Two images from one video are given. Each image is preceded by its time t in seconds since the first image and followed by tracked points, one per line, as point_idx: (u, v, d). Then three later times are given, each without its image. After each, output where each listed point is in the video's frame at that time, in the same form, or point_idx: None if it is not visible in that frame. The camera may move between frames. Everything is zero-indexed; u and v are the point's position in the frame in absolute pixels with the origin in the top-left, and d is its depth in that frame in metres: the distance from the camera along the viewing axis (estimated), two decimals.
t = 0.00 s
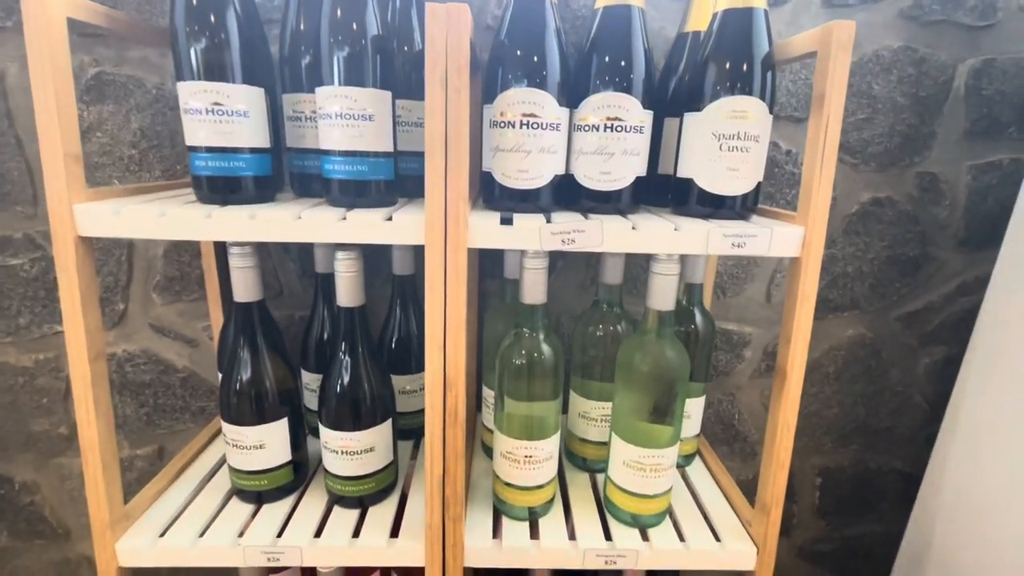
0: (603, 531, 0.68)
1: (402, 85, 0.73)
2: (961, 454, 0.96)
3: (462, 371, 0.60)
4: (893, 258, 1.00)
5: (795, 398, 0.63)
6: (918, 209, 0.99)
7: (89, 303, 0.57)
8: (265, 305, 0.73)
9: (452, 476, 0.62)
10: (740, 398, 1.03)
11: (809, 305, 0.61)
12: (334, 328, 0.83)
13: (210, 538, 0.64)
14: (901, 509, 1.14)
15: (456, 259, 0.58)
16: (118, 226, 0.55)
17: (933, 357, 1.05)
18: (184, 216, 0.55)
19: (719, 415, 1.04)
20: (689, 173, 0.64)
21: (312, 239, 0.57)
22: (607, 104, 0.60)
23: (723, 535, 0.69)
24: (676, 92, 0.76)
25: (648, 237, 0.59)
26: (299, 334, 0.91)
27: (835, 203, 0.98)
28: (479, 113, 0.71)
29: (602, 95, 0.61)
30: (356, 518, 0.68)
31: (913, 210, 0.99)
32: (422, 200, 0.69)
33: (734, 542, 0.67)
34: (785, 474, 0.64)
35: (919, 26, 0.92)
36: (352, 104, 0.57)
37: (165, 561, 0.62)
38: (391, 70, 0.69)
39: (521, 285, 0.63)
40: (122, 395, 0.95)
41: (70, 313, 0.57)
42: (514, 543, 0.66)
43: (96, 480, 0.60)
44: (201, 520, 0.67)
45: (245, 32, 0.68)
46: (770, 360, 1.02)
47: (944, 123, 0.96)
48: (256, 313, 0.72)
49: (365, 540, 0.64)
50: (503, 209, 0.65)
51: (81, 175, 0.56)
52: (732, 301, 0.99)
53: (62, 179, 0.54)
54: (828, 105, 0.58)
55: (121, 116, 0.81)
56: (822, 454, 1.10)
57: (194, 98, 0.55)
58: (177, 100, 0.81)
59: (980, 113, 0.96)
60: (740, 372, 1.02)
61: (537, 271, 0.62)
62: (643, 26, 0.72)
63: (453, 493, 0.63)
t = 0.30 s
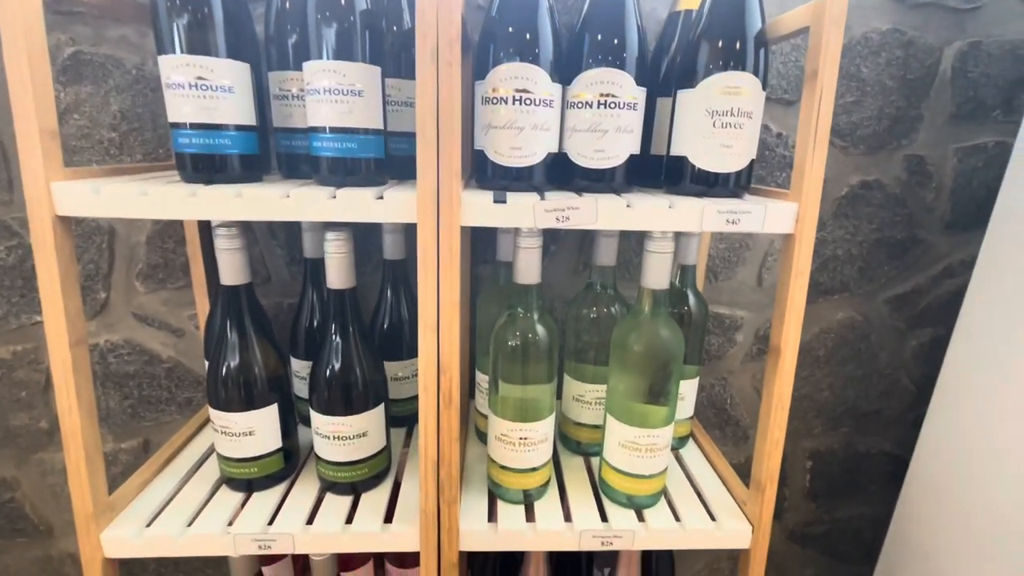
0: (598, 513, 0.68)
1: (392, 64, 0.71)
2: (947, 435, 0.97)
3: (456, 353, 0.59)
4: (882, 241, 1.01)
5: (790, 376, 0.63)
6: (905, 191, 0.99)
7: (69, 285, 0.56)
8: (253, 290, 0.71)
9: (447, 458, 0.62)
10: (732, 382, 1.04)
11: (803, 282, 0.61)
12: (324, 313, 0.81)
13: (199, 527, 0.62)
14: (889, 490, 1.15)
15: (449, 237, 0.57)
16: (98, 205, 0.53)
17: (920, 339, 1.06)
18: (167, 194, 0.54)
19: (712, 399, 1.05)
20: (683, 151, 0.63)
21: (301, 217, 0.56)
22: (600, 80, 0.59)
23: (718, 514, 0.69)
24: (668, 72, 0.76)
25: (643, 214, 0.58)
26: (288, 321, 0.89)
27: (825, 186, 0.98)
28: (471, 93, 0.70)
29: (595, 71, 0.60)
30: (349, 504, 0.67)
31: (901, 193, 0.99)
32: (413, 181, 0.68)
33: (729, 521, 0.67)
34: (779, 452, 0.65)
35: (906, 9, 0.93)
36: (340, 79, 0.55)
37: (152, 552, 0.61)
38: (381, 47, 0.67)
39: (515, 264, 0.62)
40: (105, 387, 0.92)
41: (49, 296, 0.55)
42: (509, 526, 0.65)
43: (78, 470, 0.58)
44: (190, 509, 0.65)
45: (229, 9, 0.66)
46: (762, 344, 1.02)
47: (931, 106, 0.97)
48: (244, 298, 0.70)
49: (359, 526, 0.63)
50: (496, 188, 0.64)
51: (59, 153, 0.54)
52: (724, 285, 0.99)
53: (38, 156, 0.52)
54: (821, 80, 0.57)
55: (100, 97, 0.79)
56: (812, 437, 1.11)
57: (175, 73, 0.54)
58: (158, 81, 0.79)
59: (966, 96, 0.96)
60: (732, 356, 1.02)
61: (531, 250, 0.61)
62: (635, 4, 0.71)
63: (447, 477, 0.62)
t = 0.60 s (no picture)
0: (598, 496, 0.67)
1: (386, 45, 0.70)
2: (938, 416, 0.98)
3: (455, 335, 0.59)
4: (873, 226, 1.01)
5: (787, 355, 0.63)
6: (896, 176, 1.00)
7: (54, 268, 0.54)
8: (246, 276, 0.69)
9: (447, 442, 0.61)
10: (727, 367, 1.04)
11: (801, 260, 0.61)
12: (318, 301, 0.80)
13: (193, 516, 0.61)
14: (880, 473, 1.17)
15: (447, 217, 0.56)
16: (85, 185, 0.52)
17: (911, 323, 1.07)
18: (157, 174, 0.52)
19: (706, 384, 1.05)
20: (680, 131, 0.63)
21: (296, 197, 0.54)
22: (598, 59, 0.59)
23: (716, 495, 0.69)
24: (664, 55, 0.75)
25: (642, 194, 0.58)
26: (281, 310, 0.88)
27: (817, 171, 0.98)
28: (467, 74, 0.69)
29: (592, 49, 0.59)
30: (346, 492, 0.66)
31: (892, 178, 1.00)
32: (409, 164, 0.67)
33: (727, 502, 0.67)
34: (776, 432, 0.65)
35: None
36: (335, 56, 0.54)
37: (145, 542, 0.59)
38: (375, 27, 0.66)
39: (513, 246, 0.61)
40: (92, 380, 0.90)
41: (34, 280, 0.53)
42: (509, 510, 0.65)
43: (67, 458, 0.57)
44: (183, 499, 0.64)
45: None
46: (756, 329, 1.02)
47: (921, 91, 0.97)
48: (237, 285, 0.68)
49: (357, 513, 0.63)
50: (493, 169, 0.62)
51: (43, 132, 0.52)
52: (718, 270, 0.99)
53: (21, 135, 0.50)
54: (818, 57, 0.57)
55: (82, 80, 0.77)
56: (805, 421, 1.12)
57: (163, 49, 0.52)
58: (144, 63, 0.78)
59: (955, 81, 0.97)
60: (726, 342, 1.02)
61: (529, 231, 0.60)
62: None
63: (447, 460, 0.61)
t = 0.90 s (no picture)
0: (600, 478, 0.68)
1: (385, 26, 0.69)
2: (930, 400, 0.99)
3: (457, 317, 0.59)
4: (868, 211, 1.02)
5: (788, 335, 0.63)
6: (890, 162, 1.00)
7: (50, 250, 0.53)
8: (246, 262, 0.68)
9: (449, 424, 0.61)
10: (724, 353, 1.05)
11: (802, 241, 0.61)
12: (318, 287, 0.80)
13: (194, 501, 0.60)
14: (873, 457, 1.18)
15: (450, 197, 0.56)
16: (81, 165, 0.51)
17: (904, 308, 1.08)
18: (154, 153, 0.51)
19: (704, 370, 1.06)
20: (681, 112, 0.62)
21: (296, 178, 0.54)
22: (599, 39, 0.58)
23: (717, 476, 0.69)
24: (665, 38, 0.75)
25: (644, 174, 0.58)
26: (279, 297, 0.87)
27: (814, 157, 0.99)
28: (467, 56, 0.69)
29: (594, 30, 0.59)
30: (348, 477, 0.66)
31: (887, 164, 1.00)
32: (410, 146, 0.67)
33: (728, 482, 0.68)
34: (777, 412, 0.65)
35: None
36: (335, 34, 0.53)
37: (145, 528, 0.59)
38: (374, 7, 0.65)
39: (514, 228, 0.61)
40: (86, 370, 0.89)
41: (29, 263, 0.52)
42: (512, 492, 0.65)
43: (64, 443, 0.56)
44: (183, 485, 0.63)
45: None
46: (753, 315, 1.03)
47: (915, 77, 0.98)
48: (236, 271, 0.68)
49: (359, 498, 0.62)
50: (494, 150, 0.62)
51: (36, 111, 0.51)
52: (716, 256, 1.00)
53: (14, 113, 0.49)
54: (819, 37, 0.56)
55: (73, 63, 0.76)
56: (800, 406, 1.13)
57: (159, 27, 0.51)
58: (136, 46, 0.76)
59: (949, 67, 0.97)
60: (723, 328, 1.03)
61: (531, 213, 0.59)
62: None
63: (450, 442, 0.61)
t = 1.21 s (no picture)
0: (600, 456, 0.69)
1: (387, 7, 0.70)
2: (917, 383, 1.00)
3: (460, 295, 0.60)
4: (864, 196, 1.03)
5: (785, 314, 0.64)
6: (886, 148, 1.01)
7: (56, 227, 0.53)
8: (250, 244, 0.69)
9: (453, 401, 0.62)
10: (721, 338, 1.06)
11: (799, 220, 0.62)
12: (321, 271, 0.80)
13: (201, 479, 0.61)
14: (867, 440, 1.19)
15: (453, 176, 0.56)
16: (87, 143, 0.51)
17: (898, 293, 1.10)
18: (160, 131, 0.51)
19: (701, 355, 1.07)
20: (681, 94, 0.63)
21: (301, 157, 0.54)
22: (601, 21, 0.59)
23: (714, 453, 0.71)
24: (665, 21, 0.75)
25: (645, 154, 0.58)
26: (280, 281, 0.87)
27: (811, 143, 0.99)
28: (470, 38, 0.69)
29: (596, 11, 0.59)
30: (352, 455, 0.67)
31: (882, 150, 1.01)
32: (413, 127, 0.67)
33: (726, 460, 0.69)
34: (773, 389, 0.66)
35: None
36: (339, 13, 0.54)
37: (153, 504, 0.60)
38: None
39: (516, 208, 0.62)
40: (89, 354, 0.89)
41: (36, 240, 0.52)
42: (514, 469, 0.66)
43: (72, 419, 0.57)
44: (190, 463, 0.64)
45: None
46: (750, 299, 1.04)
47: (910, 63, 0.99)
48: (241, 253, 0.68)
49: (364, 475, 0.63)
50: (497, 131, 0.62)
51: (41, 89, 0.51)
52: (714, 241, 1.00)
53: (21, 90, 0.49)
54: (818, 18, 0.57)
55: (73, 46, 0.76)
56: (796, 390, 1.14)
57: (163, 5, 0.51)
58: (137, 29, 0.76)
59: (944, 53, 0.98)
60: (721, 313, 1.04)
61: (533, 193, 0.60)
62: None
63: (453, 419, 0.62)
